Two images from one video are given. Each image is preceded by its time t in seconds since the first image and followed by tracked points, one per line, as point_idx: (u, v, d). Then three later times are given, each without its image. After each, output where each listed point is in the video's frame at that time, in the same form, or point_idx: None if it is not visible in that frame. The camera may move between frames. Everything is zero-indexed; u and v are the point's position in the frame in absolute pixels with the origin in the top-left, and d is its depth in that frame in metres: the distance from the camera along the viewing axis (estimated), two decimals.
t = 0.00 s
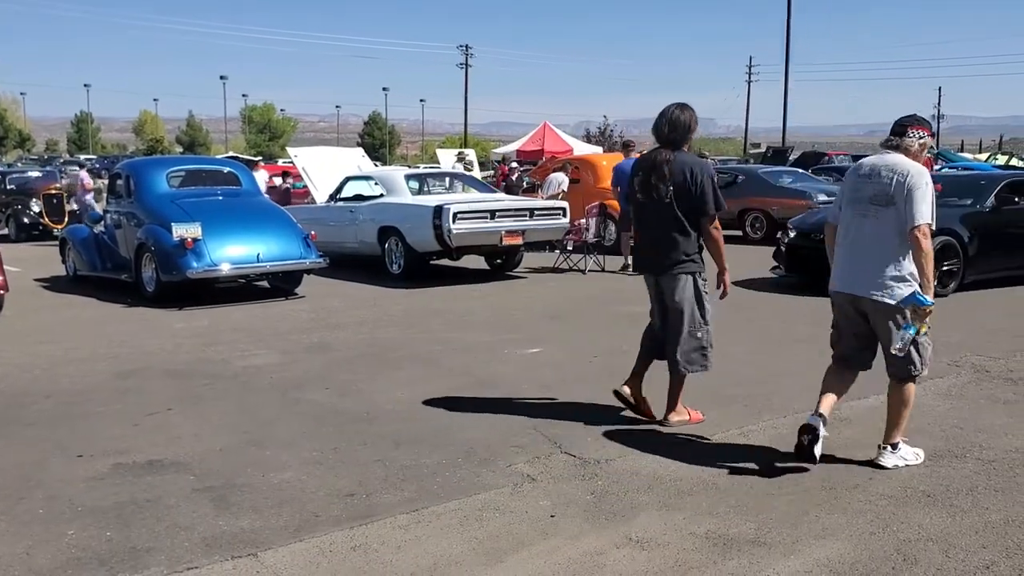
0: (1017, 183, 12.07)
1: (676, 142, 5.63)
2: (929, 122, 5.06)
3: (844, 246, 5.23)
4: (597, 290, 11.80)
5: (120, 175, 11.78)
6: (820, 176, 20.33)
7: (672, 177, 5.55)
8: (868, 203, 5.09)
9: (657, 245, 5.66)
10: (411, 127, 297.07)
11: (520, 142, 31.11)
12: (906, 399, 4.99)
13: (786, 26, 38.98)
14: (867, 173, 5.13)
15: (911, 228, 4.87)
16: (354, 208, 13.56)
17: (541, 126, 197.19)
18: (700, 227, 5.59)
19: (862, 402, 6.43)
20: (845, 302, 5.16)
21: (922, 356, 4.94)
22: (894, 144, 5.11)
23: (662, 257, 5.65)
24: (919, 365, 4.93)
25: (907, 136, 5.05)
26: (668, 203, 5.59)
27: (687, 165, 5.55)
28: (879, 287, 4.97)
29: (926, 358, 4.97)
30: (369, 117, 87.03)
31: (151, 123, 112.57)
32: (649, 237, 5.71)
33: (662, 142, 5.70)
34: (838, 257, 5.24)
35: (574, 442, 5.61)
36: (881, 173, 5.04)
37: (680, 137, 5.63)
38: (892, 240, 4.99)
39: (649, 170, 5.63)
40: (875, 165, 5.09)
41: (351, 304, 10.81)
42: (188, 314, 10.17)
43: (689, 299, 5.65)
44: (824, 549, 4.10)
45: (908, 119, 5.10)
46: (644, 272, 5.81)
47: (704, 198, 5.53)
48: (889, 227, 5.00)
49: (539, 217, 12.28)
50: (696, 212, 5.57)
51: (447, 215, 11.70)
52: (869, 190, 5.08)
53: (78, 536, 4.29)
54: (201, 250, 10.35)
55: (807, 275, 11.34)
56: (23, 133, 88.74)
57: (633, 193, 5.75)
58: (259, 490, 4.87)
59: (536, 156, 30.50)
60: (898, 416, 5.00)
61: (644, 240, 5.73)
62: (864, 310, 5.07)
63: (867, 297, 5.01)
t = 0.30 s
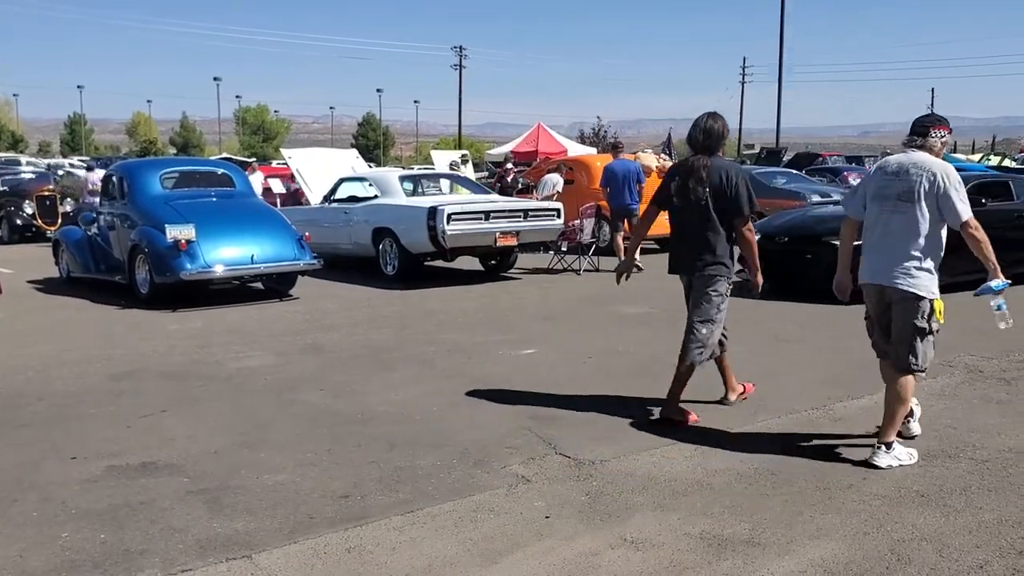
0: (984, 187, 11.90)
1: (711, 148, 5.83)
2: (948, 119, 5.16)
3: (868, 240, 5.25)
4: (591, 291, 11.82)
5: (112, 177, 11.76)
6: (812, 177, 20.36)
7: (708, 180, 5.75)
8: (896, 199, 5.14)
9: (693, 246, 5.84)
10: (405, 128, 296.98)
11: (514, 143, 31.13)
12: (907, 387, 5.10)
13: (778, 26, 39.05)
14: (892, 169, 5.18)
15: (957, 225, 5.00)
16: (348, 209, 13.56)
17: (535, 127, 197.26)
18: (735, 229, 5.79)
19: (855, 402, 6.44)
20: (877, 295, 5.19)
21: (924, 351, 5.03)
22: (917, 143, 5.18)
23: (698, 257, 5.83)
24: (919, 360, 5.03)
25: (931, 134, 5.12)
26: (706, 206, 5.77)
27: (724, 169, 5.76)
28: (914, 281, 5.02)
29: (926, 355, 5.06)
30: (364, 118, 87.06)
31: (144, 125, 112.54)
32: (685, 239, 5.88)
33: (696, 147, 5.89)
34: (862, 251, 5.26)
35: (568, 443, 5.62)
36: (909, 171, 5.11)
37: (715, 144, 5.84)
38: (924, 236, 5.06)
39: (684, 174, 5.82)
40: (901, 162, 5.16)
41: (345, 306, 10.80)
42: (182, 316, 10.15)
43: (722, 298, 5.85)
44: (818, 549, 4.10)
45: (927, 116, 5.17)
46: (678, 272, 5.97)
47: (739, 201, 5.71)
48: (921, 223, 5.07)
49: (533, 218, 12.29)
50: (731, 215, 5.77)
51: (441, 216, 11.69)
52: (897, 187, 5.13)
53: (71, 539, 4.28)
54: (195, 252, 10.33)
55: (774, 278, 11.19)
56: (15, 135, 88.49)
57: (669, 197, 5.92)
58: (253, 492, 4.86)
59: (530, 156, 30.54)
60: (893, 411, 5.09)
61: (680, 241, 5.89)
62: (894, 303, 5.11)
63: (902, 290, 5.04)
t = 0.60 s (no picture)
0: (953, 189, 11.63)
1: (741, 140, 6.14)
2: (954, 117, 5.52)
3: (889, 238, 5.60)
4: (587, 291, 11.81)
5: (108, 179, 11.74)
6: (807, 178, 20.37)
7: (735, 172, 6.06)
8: (913, 198, 5.47)
9: (720, 235, 6.17)
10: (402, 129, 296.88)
11: (510, 144, 31.11)
12: (939, 365, 5.37)
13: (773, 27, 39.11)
14: (908, 170, 5.52)
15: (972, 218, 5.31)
16: (344, 211, 13.54)
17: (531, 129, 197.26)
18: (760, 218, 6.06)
19: (851, 402, 6.45)
20: (899, 289, 5.52)
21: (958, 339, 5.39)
22: (928, 143, 5.53)
23: (725, 245, 6.16)
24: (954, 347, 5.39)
25: (939, 134, 5.48)
26: (733, 197, 6.09)
27: (750, 161, 6.04)
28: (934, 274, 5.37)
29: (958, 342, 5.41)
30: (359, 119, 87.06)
31: (139, 126, 112.38)
32: (714, 229, 6.22)
33: (728, 141, 6.20)
34: (885, 249, 5.61)
35: (565, 444, 5.62)
36: (923, 170, 5.44)
37: (745, 136, 6.15)
38: (941, 230, 5.39)
39: (714, 166, 6.15)
40: (916, 162, 5.49)
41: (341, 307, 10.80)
42: (178, 317, 10.14)
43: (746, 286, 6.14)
44: (815, 550, 4.11)
45: (934, 116, 5.52)
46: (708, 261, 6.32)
47: (763, 192, 6.00)
48: (938, 218, 5.39)
49: (529, 219, 12.29)
50: (756, 205, 6.05)
51: (437, 217, 11.69)
52: (914, 186, 5.46)
53: (68, 541, 4.28)
54: (191, 253, 10.32)
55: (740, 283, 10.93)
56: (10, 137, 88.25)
57: (701, 188, 6.28)
58: (250, 494, 4.86)
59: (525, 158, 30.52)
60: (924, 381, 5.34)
61: (710, 231, 6.24)
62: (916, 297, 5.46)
63: (924, 284, 5.38)
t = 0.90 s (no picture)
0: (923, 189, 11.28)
1: (776, 147, 6.23)
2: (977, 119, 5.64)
3: (910, 235, 5.77)
4: (585, 292, 11.80)
5: (106, 180, 11.73)
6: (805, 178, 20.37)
7: (768, 178, 6.19)
8: (935, 196, 5.63)
9: (750, 238, 6.35)
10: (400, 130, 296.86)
11: (508, 145, 31.11)
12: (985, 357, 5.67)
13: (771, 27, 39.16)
14: (932, 169, 5.68)
15: (982, 217, 5.44)
16: (342, 212, 13.53)
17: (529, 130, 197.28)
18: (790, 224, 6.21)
19: (850, 402, 6.46)
20: (918, 284, 5.66)
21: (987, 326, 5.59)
22: (951, 143, 5.66)
23: (754, 249, 6.33)
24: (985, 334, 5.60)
25: (964, 134, 5.59)
26: (764, 202, 6.23)
27: (782, 168, 6.15)
28: (952, 270, 5.51)
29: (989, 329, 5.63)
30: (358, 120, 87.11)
31: (137, 127, 112.41)
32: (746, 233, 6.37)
33: (762, 145, 6.31)
34: (906, 246, 5.78)
35: (565, 445, 5.63)
36: (945, 169, 5.59)
37: (779, 142, 6.23)
38: (959, 228, 5.53)
39: (747, 170, 6.27)
40: (939, 161, 5.64)
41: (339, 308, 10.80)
42: (177, 318, 10.13)
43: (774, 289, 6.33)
44: (814, 550, 4.11)
45: (958, 117, 5.64)
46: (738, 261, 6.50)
47: (795, 199, 6.14)
48: (956, 216, 5.53)
49: (527, 220, 12.29)
50: (786, 211, 6.19)
51: (435, 218, 11.69)
52: (936, 185, 5.62)
53: (66, 542, 4.27)
54: (189, 254, 10.31)
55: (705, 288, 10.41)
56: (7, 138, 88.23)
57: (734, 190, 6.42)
58: (249, 494, 4.86)
59: (523, 158, 30.54)
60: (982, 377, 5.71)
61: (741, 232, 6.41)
62: (934, 292, 5.62)
63: (942, 279, 5.54)
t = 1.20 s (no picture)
0: (893, 190, 10.93)
1: (815, 142, 6.46)
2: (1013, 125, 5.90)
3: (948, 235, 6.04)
4: (585, 292, 11.80)
5: (104, 180, 11.73)
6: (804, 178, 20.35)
7: (809, 172, 6.40)
8: (973, 198, 5.90)
9: (792, 231, 6.53)
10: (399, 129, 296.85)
11: (507, 144, 31.10)
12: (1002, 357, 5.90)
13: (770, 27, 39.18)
14: (970, 171, 5.94)
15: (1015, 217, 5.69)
16: (341, 211, 13.51)
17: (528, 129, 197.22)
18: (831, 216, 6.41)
19: (848, 401, 6.46)
20: (953, 281, 5.94)
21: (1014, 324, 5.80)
22: (990, 148, 5.93)
23: (796, 241, 6.51)
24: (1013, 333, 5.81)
25: (1001, 140, 5.87)
26: (806, 194, 6.43)
27: (824, 162, 6.37)
28: (986, 268, 5.77)
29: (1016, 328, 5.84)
30: (358, 119, 87.09)
31: (136, 126, 112.36)
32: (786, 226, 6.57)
33: (803, 141, 6.54)
34: (943, 245, 6.06)
35: (564, 444, 5.63)
36: (982, 172, 5.86)
37: (819, 138, 6.45)
38: (995, 227, 5.79)
39: (788, 165, 6.49)
40: (978, 164, 5.90)
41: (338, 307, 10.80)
42: (176, 318, 10.13)
43: (815, 281, 6.50)
44: (813, 549, 4.11)
45: (996, 124, 5.90)
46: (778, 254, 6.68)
47: (835, 192, 6.34)
48: (993, 217, 5.80)
49: (526, 219, 12.29)
50: (826, 205, 6.39)
51: (435, 218, 11.70)
52: (973, 188, 5.89)
53: (66, 542, 4.27)
54: (188, 253, 10.31)
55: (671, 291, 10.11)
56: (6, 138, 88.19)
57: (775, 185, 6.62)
58: (249, 494, 4.86)
59: (522, 158, 30.54)
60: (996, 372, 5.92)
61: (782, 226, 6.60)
62: (968, 288, 5.88)
63: (976, 276, 5.81)
